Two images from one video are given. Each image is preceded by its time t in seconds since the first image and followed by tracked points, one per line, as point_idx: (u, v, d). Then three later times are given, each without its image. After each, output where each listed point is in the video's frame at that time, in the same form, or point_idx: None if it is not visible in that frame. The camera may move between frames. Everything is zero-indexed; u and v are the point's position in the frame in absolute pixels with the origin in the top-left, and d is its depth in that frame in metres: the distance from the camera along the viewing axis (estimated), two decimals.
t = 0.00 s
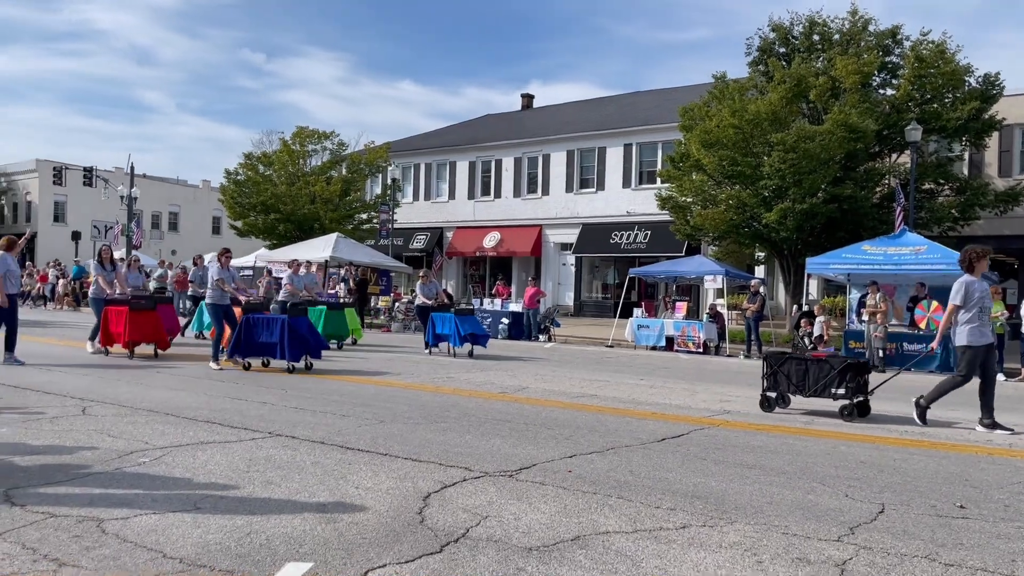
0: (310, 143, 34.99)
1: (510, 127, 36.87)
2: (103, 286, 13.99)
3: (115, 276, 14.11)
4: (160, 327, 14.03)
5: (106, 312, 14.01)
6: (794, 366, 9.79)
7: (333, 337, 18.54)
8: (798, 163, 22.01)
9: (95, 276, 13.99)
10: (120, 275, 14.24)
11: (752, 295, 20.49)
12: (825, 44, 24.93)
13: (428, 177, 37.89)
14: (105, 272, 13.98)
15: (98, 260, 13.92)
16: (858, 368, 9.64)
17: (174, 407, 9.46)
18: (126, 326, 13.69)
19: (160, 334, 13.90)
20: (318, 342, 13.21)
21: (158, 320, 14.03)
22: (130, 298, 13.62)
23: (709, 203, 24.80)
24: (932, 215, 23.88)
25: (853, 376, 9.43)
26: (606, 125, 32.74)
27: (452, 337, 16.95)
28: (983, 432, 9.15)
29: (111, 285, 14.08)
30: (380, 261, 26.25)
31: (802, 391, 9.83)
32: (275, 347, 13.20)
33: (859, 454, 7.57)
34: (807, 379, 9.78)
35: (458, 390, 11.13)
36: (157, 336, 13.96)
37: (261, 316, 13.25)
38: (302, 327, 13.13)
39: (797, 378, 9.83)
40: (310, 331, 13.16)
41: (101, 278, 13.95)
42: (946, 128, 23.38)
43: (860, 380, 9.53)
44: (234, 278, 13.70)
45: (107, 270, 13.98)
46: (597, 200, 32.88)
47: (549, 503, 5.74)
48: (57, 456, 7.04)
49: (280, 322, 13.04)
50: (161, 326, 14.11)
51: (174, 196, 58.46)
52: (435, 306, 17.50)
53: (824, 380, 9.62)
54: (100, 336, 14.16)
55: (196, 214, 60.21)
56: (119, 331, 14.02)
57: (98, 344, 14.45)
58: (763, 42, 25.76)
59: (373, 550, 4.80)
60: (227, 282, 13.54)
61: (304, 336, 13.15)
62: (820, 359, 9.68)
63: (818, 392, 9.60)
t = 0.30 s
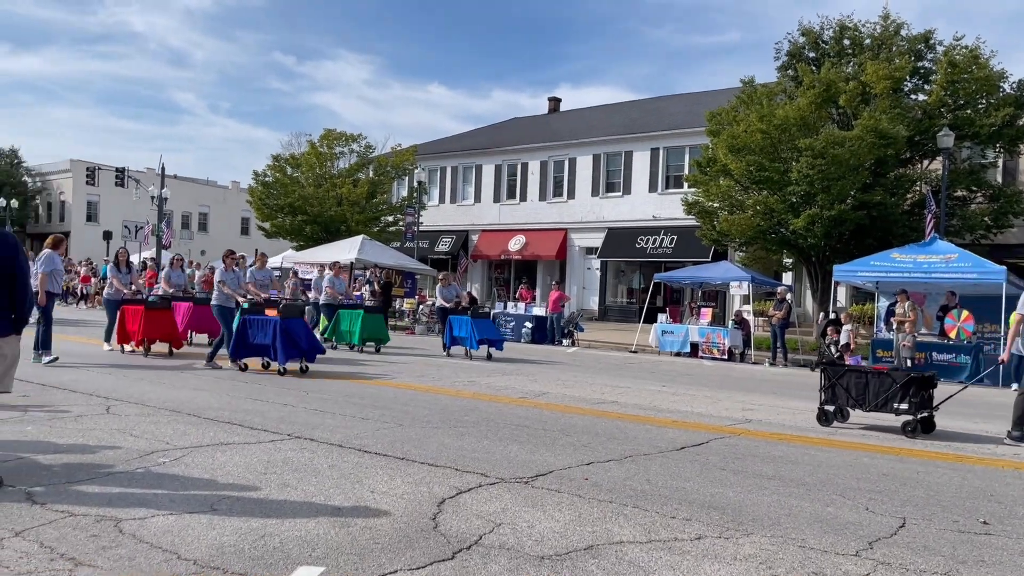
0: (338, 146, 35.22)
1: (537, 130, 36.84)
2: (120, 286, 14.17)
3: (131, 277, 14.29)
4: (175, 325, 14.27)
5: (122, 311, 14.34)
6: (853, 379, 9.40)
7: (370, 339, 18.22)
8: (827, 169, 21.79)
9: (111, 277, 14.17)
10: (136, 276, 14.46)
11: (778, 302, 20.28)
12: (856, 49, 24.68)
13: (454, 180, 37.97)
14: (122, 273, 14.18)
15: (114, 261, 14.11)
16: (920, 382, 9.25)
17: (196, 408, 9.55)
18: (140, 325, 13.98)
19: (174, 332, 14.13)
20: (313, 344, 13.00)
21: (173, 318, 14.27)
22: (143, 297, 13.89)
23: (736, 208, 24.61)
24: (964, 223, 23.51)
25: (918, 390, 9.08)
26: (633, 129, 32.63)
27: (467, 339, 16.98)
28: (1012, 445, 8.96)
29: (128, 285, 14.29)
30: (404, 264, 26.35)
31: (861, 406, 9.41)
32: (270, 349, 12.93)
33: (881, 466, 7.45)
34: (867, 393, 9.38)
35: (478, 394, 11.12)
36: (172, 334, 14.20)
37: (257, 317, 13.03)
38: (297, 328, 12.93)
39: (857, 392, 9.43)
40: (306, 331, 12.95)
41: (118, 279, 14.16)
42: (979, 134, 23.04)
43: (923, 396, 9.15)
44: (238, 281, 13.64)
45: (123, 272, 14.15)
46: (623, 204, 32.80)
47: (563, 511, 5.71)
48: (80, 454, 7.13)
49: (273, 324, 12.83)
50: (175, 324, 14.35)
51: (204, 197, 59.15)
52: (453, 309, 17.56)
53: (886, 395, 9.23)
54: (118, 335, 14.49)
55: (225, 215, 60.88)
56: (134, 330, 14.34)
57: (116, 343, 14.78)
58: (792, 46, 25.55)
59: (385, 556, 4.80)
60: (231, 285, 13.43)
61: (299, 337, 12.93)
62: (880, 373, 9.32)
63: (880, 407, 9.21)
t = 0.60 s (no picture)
0: (361, 147, 35.40)
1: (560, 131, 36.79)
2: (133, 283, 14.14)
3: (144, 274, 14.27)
4: (185, 322, 14.57)
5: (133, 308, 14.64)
6: (909, 385, 9.12)
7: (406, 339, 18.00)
8: (851, 170, 21.57)
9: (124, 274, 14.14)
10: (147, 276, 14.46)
11: (800, 304, 20.09)
12: (881, 49, 24.44)
13: (476, 181, 38.03)
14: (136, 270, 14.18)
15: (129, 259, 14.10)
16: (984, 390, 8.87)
17: (213, 405, 9.63)
18: (151, 321, 14.29)
19: (183, 329, 14.43)
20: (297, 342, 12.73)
21: (182, 315, 14.57)
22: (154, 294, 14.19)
23: (758, 210, 24.43)
24: (991, 225, 23.17)
25: (979, 399, 8.69)
26: (656, 130, 32.49)
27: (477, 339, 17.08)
28: None
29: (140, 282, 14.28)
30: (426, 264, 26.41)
31: (919, 413, 9.12)
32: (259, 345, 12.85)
33: (898, 469, 7.35)
34: (925, 400, 9.07)
35: (494, 393, 11.10)
36: (182, 331, 14.51)
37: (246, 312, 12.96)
38: (283, 325, 12.74)
39: (914, 398, 9.14)
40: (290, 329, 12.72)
41: (131, 276, 14.10)
42: (1007, 135, 22.71)
43: (986, 404, 8.76)
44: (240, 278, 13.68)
45: (137, 269, 14.17)
46: (645, 205, 32.67)
47: (572, 510, 5.68)
48: (96, 449, 7.21)
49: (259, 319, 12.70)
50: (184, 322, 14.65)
51: (230, 197, 59.71)
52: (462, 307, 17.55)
53: (945, 402, 8.90)
54: (129, 331, 14.80)
55: (251, 215, 61.42)
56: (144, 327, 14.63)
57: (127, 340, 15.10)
58: (816, 47, 25.36)
59: (390, 552, 4.81)
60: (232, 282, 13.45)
61: (284, 334, 12.72)
62: (939, 380, 8.97)
63: (938, 414, 8.89)
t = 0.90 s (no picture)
0: (383, 147, 35.57)
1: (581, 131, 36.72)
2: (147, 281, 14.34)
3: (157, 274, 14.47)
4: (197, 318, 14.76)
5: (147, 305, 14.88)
6: (969, 388, 8.67)
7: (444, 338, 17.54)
8: (874, 169, 21.33)
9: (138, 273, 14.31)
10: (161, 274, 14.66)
11: (821, 304, 19.90)
12: (906, 46, 24.16)
13: (498, 181, 38.08)
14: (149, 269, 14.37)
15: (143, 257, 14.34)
16: None
17: (228, 401, 9.71)
18: (162, 318, 14.49)
19: (194, 325, 14.60)
20: (284, 338, 12.69)
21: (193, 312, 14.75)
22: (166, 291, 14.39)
23: (780, 209, 24.21)
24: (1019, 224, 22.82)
25: None
26: (677, 129, 32.33)
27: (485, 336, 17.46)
28: None
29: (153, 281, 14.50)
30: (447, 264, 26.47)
31: (979, 420, 8.66)
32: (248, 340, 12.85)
33: (911, 469, 7.25)
34: (987, 406, 8.61)
35: (508, 391, 11.10)
36: (194, 327, 14.70)
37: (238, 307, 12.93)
38: (269, 321, 12.73)
39: (975, 404, 8.67)
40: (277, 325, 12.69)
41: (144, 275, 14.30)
42: None
43: None
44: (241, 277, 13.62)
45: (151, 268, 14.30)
46: (667, 205, 32.51)
47: (576, 506, 5.66)
48: (109, 443, 7.30)
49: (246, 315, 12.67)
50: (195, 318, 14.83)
51: (255, 198, 60.23)
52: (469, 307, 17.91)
53: (1008, 407, 8.45)
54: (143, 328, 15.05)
55: (276, 215, 61.92)
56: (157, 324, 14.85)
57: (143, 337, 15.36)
58: (839, 44, 25.13)
59: (390, 546, 4.82)
60: (231, 282, 13.52)
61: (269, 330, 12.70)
62: (1002, 384, 8.52)
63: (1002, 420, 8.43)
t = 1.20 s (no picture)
0: (406, 146, 35.62)
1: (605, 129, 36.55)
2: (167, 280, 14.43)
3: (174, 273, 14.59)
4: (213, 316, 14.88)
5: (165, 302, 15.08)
6: None
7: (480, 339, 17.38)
8: (901, 166, 20.97)
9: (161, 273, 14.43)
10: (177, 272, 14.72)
11: (846, 303, 19.60)
12: (935, 40, 23.76)
13: (521, 179, 37.99)
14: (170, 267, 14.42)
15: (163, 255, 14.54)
16: None
17: (243, 398, 9.72)
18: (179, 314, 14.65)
19: (209, 322, 14.73)
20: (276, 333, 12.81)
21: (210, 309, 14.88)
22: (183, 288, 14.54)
23: (805, 207, 23.88)
24: None
25: None
26: (702, 127, 32.06)
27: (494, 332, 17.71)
28: None
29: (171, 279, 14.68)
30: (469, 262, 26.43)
31: None
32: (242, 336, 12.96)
33: (933, 472, 7.07)
34: None
35: (524, 390, 11.02)
36: (210, 324, 14.83)
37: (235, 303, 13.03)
38: (260, 317, 12.75)
39: None
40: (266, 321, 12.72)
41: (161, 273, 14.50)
42: None
43: None
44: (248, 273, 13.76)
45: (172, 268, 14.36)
46: (691, 203, 32.24)
47: (584, 508, 5.57)
48: (121, 440, 7.31)
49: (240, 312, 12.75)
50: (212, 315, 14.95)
51: (281, 197, 60.63)
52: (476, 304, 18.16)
53: None
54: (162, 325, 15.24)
55: (302, 214, 62.28)
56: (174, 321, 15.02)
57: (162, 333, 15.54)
58: (867, 39, 24.88)
59: (392, 547, 4.75)
60: (237, 279, 13.71)
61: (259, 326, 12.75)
62: None
63: None
